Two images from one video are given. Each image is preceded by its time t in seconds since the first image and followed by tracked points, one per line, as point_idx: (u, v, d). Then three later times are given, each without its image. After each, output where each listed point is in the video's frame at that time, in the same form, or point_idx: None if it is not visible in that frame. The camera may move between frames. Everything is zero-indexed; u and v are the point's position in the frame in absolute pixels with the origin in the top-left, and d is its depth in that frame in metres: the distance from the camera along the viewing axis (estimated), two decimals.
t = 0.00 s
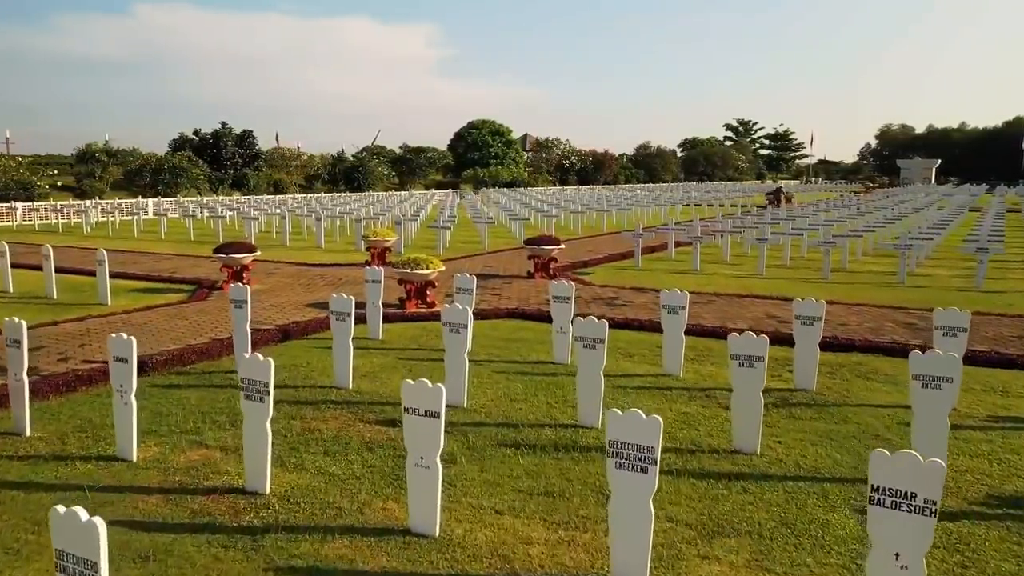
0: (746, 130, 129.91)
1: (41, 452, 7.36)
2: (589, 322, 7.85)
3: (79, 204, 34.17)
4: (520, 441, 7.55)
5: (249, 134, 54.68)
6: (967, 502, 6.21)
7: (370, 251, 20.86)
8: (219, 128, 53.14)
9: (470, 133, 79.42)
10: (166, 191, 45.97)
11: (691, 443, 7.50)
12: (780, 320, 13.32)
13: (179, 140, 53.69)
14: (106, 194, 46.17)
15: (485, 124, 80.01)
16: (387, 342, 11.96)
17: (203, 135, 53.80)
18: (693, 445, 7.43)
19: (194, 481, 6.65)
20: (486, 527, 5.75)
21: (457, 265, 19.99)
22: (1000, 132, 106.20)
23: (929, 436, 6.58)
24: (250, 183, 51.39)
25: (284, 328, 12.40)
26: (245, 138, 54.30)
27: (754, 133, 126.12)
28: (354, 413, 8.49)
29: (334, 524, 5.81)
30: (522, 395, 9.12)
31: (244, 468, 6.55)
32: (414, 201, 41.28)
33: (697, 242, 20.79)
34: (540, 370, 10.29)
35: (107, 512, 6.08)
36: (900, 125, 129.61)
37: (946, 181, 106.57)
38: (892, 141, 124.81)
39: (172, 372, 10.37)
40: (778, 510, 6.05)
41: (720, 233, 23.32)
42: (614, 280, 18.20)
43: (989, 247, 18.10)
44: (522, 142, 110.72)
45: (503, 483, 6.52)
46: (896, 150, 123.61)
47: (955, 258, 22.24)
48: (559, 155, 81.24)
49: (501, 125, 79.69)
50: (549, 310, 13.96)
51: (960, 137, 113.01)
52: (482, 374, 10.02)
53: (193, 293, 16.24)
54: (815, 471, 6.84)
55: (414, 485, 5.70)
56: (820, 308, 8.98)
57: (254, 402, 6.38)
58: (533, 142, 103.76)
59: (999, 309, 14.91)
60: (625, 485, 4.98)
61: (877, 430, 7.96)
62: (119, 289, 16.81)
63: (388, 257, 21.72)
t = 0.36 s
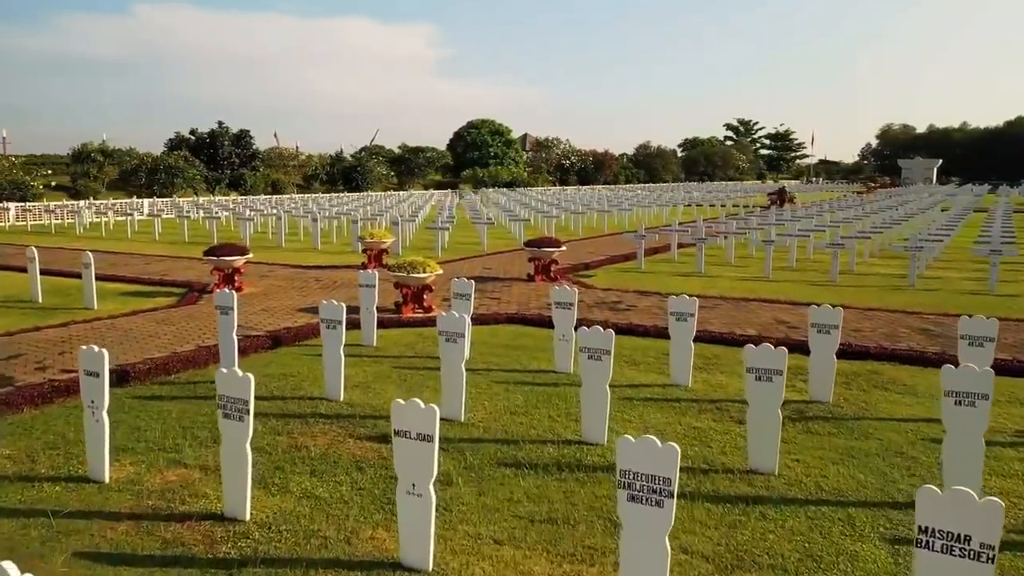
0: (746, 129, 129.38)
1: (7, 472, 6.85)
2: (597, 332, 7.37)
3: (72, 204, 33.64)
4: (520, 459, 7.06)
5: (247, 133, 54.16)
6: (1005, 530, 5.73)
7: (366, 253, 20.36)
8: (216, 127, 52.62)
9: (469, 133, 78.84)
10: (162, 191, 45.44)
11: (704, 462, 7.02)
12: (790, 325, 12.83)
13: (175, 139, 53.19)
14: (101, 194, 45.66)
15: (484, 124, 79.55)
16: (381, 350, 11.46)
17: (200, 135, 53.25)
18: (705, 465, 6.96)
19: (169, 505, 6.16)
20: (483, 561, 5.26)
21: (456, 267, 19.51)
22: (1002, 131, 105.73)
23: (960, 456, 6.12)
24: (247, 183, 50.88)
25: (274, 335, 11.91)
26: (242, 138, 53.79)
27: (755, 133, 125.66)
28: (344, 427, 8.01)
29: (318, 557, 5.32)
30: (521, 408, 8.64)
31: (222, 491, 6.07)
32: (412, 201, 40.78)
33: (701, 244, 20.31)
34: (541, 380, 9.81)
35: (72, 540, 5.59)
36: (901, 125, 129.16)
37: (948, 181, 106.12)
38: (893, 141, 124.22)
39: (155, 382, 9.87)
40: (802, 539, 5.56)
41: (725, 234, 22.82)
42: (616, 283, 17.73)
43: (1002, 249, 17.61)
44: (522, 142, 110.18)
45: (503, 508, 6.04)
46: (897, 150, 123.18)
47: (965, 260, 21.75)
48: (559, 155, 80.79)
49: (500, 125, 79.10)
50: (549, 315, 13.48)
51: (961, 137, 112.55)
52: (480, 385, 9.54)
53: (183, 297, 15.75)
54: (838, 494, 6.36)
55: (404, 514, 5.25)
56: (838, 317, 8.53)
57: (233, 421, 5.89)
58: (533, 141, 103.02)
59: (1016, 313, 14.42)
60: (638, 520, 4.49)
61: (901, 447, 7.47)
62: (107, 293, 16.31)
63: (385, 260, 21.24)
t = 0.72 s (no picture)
0: (746, 129, 128.86)
1: None
2: (604, 344, 6.90)
3: (66, 205, 33.11)
4: (521, 481, 6.56)
5: (244, 133, 53.63)
6: None
7: (362, 255, 19.88)
8: (213, 127, 52.10)
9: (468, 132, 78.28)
10: (158, 191, 44.87)
11: (719, 484, 6.54)
12: (801, 331, 12.35)
13: (171, 139, 52.64)
14: (96, 195, 45.12)
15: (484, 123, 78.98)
16: (376, 358, 10.96)
17: (196, 134, 52.66)
18: (721, 488, 6.47)
19: (140, 535, 5.66)
20: None
21: (454, 270, 19.01)
22: (1004, 131, 105.20)
23: (1000, 482, 5.62)
24: (244, 183, 50.34)
25: (265, 342, 11.43)
26: (239, 137, 53.25)
27: (755, 133, 125.19)
28: (335, 444, 7.53)
29: None
30: (522, 422, 8.16)
31: (198, 519, 5.58)
32: (411, 202, 40.28)
33: (706, 245, 19.84)
34: (543, 392, 9.32)
35: None
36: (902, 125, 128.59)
37: (949, 181, 105.64)
38: (894, 141, 123.69)
39: (137, 393, 9.38)
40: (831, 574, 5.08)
41: (730, 235, 22.32)
42: (619, 286, 17.26)
43: (1016, 251, 17.12)
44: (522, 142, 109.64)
45: (503, 538, 5.53)
46: (898, 150, 122.71)
47: (976, 262, 21.24)
48: (559, 155, 80.29)
49: (500, 125, 78.55)
50: (550, 320, 13.01)
51: (963, 137, 112.02)
52: (479, 396, 9.05)
53: (173, 302, 15.26)
54: (867, 522, 5.86)
55: (394, 549, 4.78)
56: (857, 325, 8.11)
57: (207, 444, 5.39)
58: (532, 141, 102.43)
59: None
60: (655, 564, 4.01)
61: (929, 467, 6.97)
62: (94, 298, 15.81)
63: (382, 263, 20.74)
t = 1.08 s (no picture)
0: (747, 129, 128.42)
1: None
2: (611, 356, 6.46)
3: (59, 206, 32.63)
4: (523, 505, 6.11)
5: (241, 133, 53.15)
6: None
7: (359, 258, 19.44)
8: (209, 126, 51.63)
9: (468, 132, 77.82)
10: (154, 192, 44.41)
11: (734, 508, 6.10)
12: (812, 337, 11.91)
13: (168, 139, 52.15)
14: (92, 195, 44.66)
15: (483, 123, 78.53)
16: (371, 367, 10.51)
17: (193, 134, 52.16)
18: (737, 512, 6.03)
19: (109, 567, 5.21)
20: None
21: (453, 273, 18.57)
22: (1006, 131, 104.76)
23: None
24: (241, 183, 49.89)
25: (255, 349, 10.99)
26: (236, 137, 52.78)
27: (756, 133, 124.78)
28: (325, 462, 7.08)
29: None
30: (524, 437, 7.72)
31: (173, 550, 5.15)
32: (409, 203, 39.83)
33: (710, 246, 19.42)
34: (545, 403, 8.87)
35: None
36: (903, 125, 128.16)
37: (951, 181, 105.23)
38: (895, 141, 123.18)
39: (118, 405, 8.92)
40: None
41: (734, 236, 21.86)
42: (622, 289, 16.83)
43: None
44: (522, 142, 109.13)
45: (503, 571, 5.08)
46: (900, 150, 122.30)
47: (986, 264, 20.80)
48: (559, 155, 79.89)
49: (499, 125, 78.08)
50: (552, 326, 12.58)
51: (964, 137, 111.60)
52: (478, 409, 8.61)
53: (163, 306, 14.82)
54: (897, 551, 5.42)
55: None
56: (877, 333, 7.70)
57: (181, 470, 4.96)
58: (532, 141, 101.78)
59: None
60: None
61: (958, 487, 6.54)
62: (82, 302, 15.35)
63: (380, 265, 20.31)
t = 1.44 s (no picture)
0: (748, 129, 127.77)
1: None
2: (620, 372, 5.95)
3: (52, 207, 32.13)
4: (525, 535, 5.60)
5: (238, 132, 52.63)
6: None
7: (355, 260, 18.94)
8: (206, 126, 51.11)
9: (468, 132, 77.31)
10: (150, 192, 43.91)
11: (756, 539, 5.59)
12: (826, 344, 11.41)
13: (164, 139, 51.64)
14: (87, 195, 44.14)
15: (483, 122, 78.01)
16: (364, 377, 10.01)
17: (190, 134, 51.66)
18: (759, 543, 5.52)
19: None
20: None
21: (451, 276, 18.07)
22: (1008, 131, 104.28)
23: None
24: (238, 183, 49.39)
25: (243, 358, 10.48)
26: (233, 137, 52.26)
27: (756, 133, 124.32)
28: (311, 485, 6.57)
29: None
30: (525, 456, 7.21)
31: None
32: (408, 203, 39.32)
33: (716, 248, 18.92)
34: (548, 418, 8.38)
35: None
36: (904, 125, 127.63)
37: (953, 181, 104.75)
38: (896, 141, 122.62)
39: (95, 419, 8.41)
40: None
41: (740, 237, 21.36)
42: (626, 293, 16.34)
43: None
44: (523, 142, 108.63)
45: None
46: (901, 150, 121.81)
47: (998, 266, 20.31)
48: (559, 155, 79.40)
49: (499, 124, 77.51)
50: (554, 332, 12.08)
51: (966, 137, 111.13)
52: (477, 424, 8.11)
53: (151, 311, 14.32)
54: None
55: None
56: (905, 346, 7.20)
57: (145, 504, 4.46)
58: (532, 141, 101.22)
59: None
60: None
61: (996, 514, 6.03)
62: (68, 306, 14.85)
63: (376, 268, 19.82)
